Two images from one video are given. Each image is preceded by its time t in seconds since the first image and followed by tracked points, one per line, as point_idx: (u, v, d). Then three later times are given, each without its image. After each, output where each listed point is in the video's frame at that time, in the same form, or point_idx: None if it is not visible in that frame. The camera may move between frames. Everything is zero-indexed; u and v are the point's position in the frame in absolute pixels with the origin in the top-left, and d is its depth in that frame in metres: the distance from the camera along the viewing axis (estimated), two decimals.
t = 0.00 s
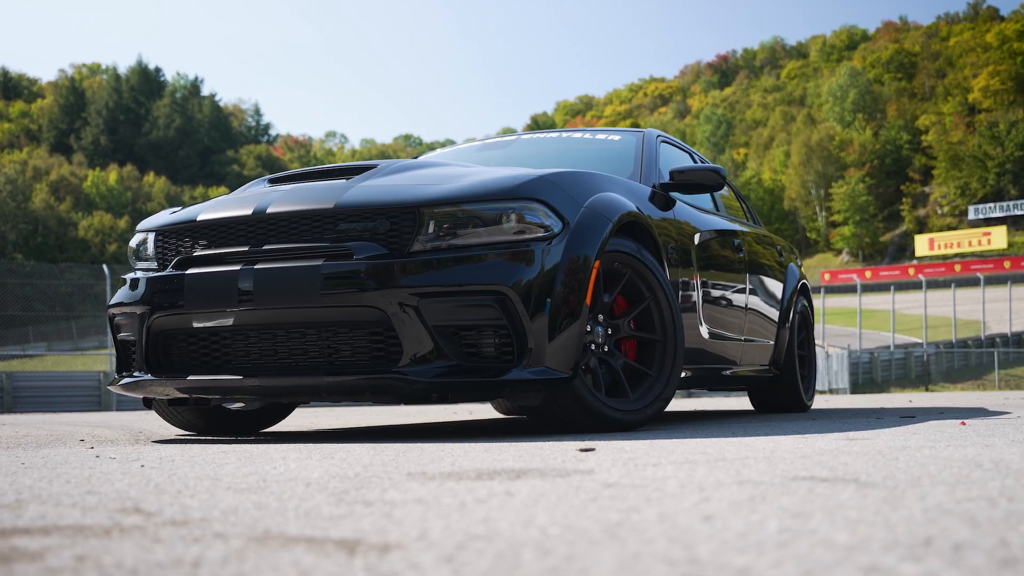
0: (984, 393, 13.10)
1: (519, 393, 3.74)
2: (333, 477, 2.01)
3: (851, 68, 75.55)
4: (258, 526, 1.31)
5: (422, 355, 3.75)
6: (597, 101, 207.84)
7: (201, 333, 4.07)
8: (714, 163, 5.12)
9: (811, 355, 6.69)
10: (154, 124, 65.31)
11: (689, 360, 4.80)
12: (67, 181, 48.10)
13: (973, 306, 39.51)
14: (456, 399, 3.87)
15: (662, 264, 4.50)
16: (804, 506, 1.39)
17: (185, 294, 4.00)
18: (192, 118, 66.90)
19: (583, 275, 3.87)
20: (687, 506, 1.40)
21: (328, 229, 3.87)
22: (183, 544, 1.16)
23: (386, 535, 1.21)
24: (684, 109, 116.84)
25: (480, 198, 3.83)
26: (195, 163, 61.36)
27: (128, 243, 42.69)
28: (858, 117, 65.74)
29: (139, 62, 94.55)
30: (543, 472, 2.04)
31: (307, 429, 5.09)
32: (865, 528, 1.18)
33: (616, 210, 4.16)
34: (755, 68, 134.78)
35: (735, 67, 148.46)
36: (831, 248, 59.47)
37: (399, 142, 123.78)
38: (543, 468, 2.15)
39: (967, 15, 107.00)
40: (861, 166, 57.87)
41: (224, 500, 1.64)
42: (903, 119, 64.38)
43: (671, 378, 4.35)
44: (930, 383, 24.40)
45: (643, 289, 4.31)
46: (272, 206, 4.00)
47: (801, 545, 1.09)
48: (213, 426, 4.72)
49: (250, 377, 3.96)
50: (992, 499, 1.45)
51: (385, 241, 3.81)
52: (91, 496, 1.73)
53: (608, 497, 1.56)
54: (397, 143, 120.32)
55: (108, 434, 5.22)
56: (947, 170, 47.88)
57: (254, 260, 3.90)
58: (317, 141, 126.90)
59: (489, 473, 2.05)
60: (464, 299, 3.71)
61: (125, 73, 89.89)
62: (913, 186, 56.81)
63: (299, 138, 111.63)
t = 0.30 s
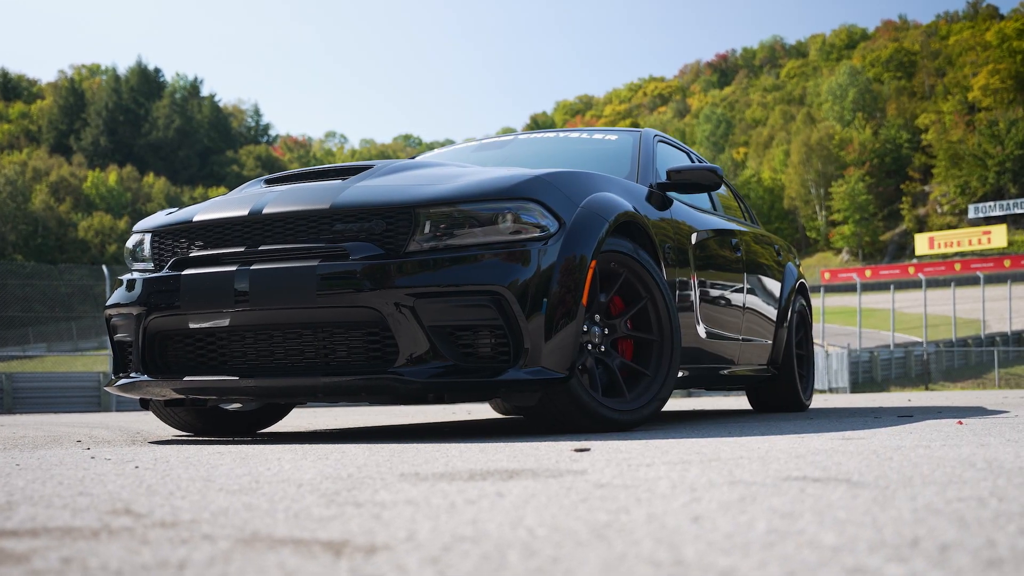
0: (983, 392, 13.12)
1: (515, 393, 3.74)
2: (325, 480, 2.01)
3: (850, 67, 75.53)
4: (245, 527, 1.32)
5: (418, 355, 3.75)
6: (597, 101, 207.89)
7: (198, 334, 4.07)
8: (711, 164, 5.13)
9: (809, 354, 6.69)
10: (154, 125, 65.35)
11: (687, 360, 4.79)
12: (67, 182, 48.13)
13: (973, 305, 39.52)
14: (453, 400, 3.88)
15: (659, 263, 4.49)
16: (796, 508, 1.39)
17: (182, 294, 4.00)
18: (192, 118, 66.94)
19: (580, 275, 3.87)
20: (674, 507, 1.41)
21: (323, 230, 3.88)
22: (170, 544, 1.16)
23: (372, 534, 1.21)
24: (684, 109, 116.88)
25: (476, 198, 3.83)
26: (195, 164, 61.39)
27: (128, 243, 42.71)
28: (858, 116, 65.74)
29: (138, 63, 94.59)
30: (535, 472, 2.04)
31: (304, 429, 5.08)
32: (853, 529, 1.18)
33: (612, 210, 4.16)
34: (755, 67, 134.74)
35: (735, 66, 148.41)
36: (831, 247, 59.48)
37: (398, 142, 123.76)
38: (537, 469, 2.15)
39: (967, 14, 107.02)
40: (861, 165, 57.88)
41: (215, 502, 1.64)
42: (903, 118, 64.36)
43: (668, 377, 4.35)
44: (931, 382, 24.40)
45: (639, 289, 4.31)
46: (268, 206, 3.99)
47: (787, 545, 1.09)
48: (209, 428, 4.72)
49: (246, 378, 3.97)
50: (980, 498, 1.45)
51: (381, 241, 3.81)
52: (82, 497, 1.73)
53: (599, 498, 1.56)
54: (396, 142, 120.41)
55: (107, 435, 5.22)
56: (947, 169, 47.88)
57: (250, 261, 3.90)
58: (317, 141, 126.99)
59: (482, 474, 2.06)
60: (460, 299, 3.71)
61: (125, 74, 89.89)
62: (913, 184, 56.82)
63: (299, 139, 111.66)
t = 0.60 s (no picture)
0: (984, 390, 13.15)
1: (511, 393, 3.74)
2: (318, 480, 1.99)
3: (850, 65, 75.53)
4: (234, 528, 1.30)
5: (415, 355, 3.75)
6: (597, 100, 207.92)
7: (195, 334, 4.07)
8: (709, 163, 5.12)
9: (808, 353, 6.69)
10: (154, 125, 65.42)
11: (685, 359, 4.79)
12: (68, 182, 48.19)
13: (973, 303, 39.49)
14: (449, 400, 3.88)
15: (656, 263, 4.48)
16: (788, 507, 1.38)
17: (178, 295, 4.00)
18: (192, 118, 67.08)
19: (576, 275, 3.87)
20: (664, 509, 1.40)
21: (320, 230, 3.87)
22: (157, 546, 1.16)
23: (361, 537, 1.20)
24: (684, 107, 116.91)
25: (472, 198, 3.82)
26: (195, 164, 61.46)
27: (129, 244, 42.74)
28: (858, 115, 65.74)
29: (137, 63, 94.71)
30: (529, 474, 2.04)
31: (301, 429, 5.07)
32: (843, 528, 1.17)
33: (609, 210, 4.16)
34: (755, 66, 134.79)
35: (735, 65, 148.43)
36: (831, 246, 59.48)
37: (399, 142, 123.82)
38: (531, 470, 2.15)
39: (967, 11, 106.98)
40: (861, 164, 57.91)
41: (208, 503, 1.63)
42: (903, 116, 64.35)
43: (665, 378, 4.35)
44: (931, 380, 24.42)
45: (637, 289, 4.30)
46: (265, 206, 3.99)
47: (777, 543, 1.08)
48: (207, 429, 4.72)
49: (242, 378, 3.96)
50: (973, 496, 1.45)
51: (377, 241, 3.80)
52: (76, 499, 1.73)
53: (589, 498, 1.56)
54: (397, 142, 120.47)
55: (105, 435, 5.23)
56: (947, 168, 47.85)
57: (246, 262, 3.90)
58: (317, 141, 127.15)
59: (477, 474, 2.05)
60: (456, 299, 3.71)
61: (126, 74, 89.99)
62: (913, 183, 56.84)
63: (299, 139, 111.81)
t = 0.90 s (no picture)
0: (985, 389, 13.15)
1: (508, 393, 3.74)
2: (310, 480, 1.99)
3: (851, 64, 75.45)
4: (222, 530, 1.30)
5: (411, 355, 3.74)
6: (598, 99, 207.89)
7: (191, 334, 4.07)
8: (707, 162, 5.11)
9: (807, 352, 6.67)
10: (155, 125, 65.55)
11: (683, 358, 4.77)
12: (69, 183, 48.29)
13: (974, 302, 39.48)
14: (446, 399, 3.88)
15: (654, 262, 4.48)
16: (775, 508, 1.38)
17: (175, 295, 4.00)
18: (193, 117, 67.16)
19: (573, 274, 3.87)
20: (654, 509, 1.40)
21: (316, 230, 3.87)
22: (144, 548, 1.15)
23: (347, 538, 1.20)
24: (685, 106, 116.80)
25: (469, 198, 3.82)
26: (196, 164, 61.58)
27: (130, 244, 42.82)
28: (859, 114, 65.73)
29: (137, 62, 94.83)
30: (523, 474, 2.04)
31: (300, 429, 5.07)
32: (832, 529, 1.16)
33: (607, 209, 4.15)
34: (756, 65, 134.67)
35: (735, 65, 148.36)
36: (832, 245, 59.45)
37: (399, 142, 123.87)
38: (525, 470, 2.15)
39: (969, 10, 106.91)
40: (862, 163, 57.87)
41: (198, 503, 1.62)
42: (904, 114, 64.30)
43: (662, 378, 4.35)
44: (932, 379, 24.40)
45: (635, 288, 4.30)
46: (261, 206, 3.99)
47: (765, 545, 1.08)
48: (205, 430, 4.72)
49: (239, 378, 3.96)
50: (966, 495, 1.45)
51: (374, 241, 3.80)
52: (66, 501, 1.72)
53: (581, 499, 1.55)
54: (397, 142, 120.56)
55: (105, 435, 5.23)
56: (948, 166, 47.84)
57: (242, 262, 3.90)
58: (318, 141, 127.36)
59: (469, 475, 2.04)
60: (452, 298, 3.71)
61: (126, 75, 90.10)
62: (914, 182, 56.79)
63: (300, 139, 111.90)
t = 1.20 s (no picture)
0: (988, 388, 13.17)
1: (506, 392, 3.73)
2: (303, 481, 1.99)
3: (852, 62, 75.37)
4: (211, 530, 1.30)
5: (409, 355, 3.74)
6: (599, 98, 207.91)
7: (189, 334, 4.07)
8: (705, 161, 5.09)
9: (807, 351, 6.67)
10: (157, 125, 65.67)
11: (681, 357, 4.76)
12: (71, 183, 48.38)
13: (976, 301, 39.44)
14: (444, 399, 3.87)
15: (652, 262, 4.47)
16: (765, 509, 1.37)
17: (172, 295, 4.00)
18: (194, 118, 67.26)
19: (571, 273, 3.87)
20: (646, 507, 1.40)
21: (313, 230, 3.87)
22: (130, 547, 1.15)
23: (337, 540, 1.19)
24: (686, 105, 116.76)
25: (466, 198, 3.82)
26: (197, 164, 61.68)
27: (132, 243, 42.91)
28: (861, 112, 65.66)
29: (138, 61, 94.95)
30: (516, 473, 2.03)
31: (297, 429, 5.06)
32: (820, 530, 1.16)
33: (604, 209, 4.15)
34: (757, 64, 134.56)
35: (736, 64, 148.33)
36: (833, 244, 59.43)
37: (400, 141, 123.94)
38: (516, 470, 2.14)
39: (969, 8, 106.88)
40: (864, 162, 57.83)
41: (188, 503, 1.62)
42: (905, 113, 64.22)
43: (659, 377, 4.35)
44: (933, 378, 24.38)
45: (632, 287, 4.29)
46: (259, 206, 3.99)
47: (751, 545, 1.07)
48: (203, 430, 4.71)
49: (237, 378, 3.96)
50: (957, 495, 1.44)
51: (371, 240, 3.80)
52: (57, 501, 1.71)
53: (571, 499, 1.55)
54: (398, 142, 120.59)
55: (103, 436, 5.23)
56: (950, 165, 47.80)
57: (239, 262, 3.89)
58: (319, 140, 127.47)
59: (461, 476, 2.04)
60: (448, 299, 3.70)
61: (128, 74, 90.20)
62: (915, 181, 56.74)
63: (301, 139, 112.02)
